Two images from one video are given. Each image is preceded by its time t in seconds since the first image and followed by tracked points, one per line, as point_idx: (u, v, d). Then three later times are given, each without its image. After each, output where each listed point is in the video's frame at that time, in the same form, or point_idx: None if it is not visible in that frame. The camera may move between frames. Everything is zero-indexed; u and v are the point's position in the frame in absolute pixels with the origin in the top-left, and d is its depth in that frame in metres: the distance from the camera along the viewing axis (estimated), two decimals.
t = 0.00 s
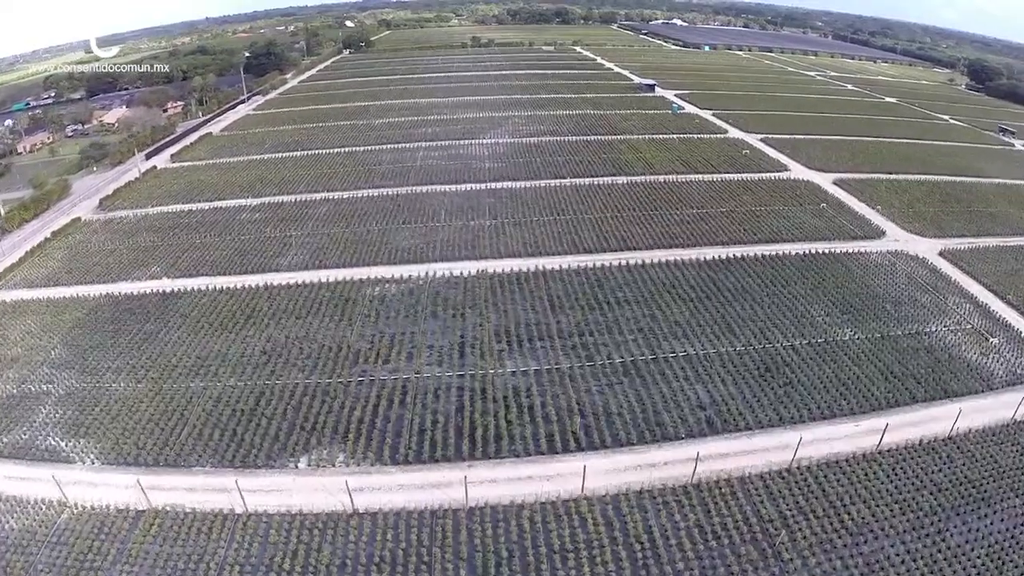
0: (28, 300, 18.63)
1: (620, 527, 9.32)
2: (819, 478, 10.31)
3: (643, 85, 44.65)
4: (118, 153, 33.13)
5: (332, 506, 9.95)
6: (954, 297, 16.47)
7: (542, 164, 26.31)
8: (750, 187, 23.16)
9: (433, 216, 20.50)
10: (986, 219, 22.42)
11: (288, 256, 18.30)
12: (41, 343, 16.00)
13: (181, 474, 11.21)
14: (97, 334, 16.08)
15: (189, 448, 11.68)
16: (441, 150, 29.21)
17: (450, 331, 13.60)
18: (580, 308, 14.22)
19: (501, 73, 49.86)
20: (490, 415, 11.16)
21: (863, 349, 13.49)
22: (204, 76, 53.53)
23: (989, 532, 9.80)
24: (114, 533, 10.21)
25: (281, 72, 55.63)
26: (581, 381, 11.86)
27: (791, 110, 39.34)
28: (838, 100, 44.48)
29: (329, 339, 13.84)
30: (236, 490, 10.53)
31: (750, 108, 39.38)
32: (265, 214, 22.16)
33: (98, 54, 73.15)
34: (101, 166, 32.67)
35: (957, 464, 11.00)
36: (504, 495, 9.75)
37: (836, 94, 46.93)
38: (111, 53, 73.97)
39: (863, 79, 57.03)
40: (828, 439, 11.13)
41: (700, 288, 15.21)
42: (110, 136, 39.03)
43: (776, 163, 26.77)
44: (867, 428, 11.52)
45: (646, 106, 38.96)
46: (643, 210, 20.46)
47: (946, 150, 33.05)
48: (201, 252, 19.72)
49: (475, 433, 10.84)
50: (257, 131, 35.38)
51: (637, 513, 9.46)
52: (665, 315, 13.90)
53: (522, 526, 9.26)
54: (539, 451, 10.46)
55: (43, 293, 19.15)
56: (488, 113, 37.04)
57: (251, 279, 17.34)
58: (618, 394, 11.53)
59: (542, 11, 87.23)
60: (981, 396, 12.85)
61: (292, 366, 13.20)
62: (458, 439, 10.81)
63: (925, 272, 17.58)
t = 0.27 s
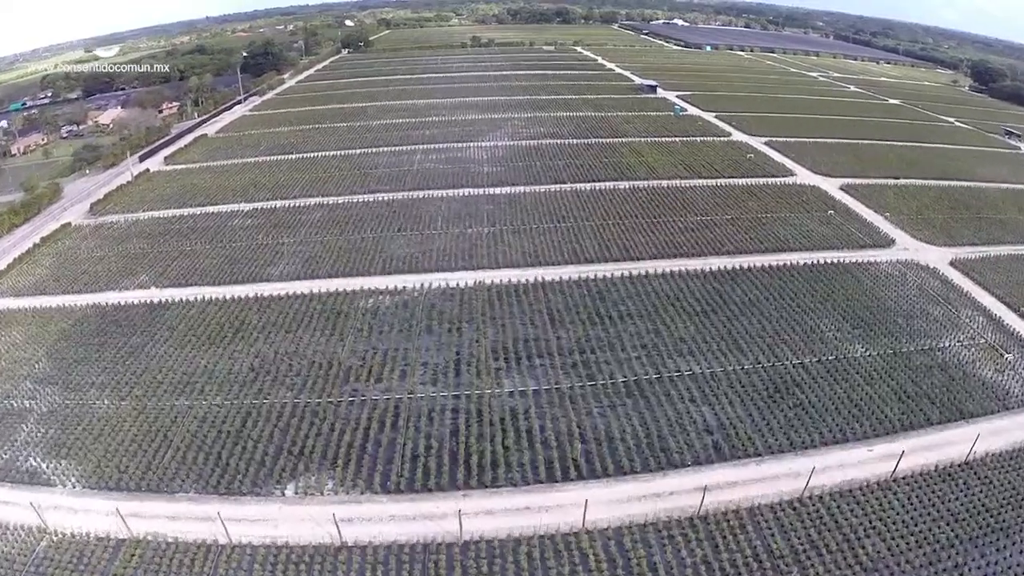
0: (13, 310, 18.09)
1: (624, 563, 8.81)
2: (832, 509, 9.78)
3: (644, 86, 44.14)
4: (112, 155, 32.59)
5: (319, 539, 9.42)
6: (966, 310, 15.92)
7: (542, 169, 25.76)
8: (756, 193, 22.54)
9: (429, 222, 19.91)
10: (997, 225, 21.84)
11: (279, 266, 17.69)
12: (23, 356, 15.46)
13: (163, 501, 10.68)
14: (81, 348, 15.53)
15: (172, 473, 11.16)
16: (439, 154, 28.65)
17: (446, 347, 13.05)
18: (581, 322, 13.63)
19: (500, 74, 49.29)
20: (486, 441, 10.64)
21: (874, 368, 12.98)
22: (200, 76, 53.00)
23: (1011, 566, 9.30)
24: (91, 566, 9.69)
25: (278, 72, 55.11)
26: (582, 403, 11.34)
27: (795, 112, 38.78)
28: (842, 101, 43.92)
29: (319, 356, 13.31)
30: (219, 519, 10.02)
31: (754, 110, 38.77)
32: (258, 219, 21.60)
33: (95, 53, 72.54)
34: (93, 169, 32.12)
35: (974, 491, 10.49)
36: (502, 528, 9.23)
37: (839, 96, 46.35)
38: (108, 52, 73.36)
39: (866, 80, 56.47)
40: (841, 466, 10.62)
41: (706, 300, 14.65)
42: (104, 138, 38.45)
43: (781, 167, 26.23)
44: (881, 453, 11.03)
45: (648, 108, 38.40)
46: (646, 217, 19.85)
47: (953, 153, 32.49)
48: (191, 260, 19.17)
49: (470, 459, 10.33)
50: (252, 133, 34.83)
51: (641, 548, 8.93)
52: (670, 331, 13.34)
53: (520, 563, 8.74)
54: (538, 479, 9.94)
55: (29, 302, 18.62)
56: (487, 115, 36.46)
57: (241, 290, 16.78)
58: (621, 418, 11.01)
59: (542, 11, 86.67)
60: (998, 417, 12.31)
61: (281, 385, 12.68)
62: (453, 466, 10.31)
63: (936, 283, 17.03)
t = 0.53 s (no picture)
0: None
1: None
2: (845, 542, 9.28)
3: (643, 88, 43.78)
4: (103, 159, 32.02)
5: None
6: (978, 322, 15.41)
7: (540, 174, 25.24)
8: (759, 200, 22.02)
9: (424, 230, 19.35)
10: (1006, 231, 21.34)
11: (268, 278, 17.14)
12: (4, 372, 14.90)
13: (142, 531, 10.16)
14: (64, 363, 14.98)
15: (152, 501, 10.64)
16: (436, 158, 28.12)
17: (439, 366, 12.52)
18: (582, 339, 13.10)
19: (499, 76, 48.79)
20: (480, 469, 10.14)
21: (885, 388, 12.49)
22: (196, 78, 52.46)
23: None
24: None
25: (274, 74, 54.57)
26: (582, 427, 10.84)
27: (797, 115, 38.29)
28: (843, 104, 43.45)
29: (307, 375, 12.80)
30: (199, 553, 9.50)
31: (756, 113, 38.24)
32: (250, 227, 21.08)
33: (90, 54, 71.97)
34: (85, 173, 31.56)
35: (992, 520, 10.00)
36: (496, 564, 8.72)
37: (841, 98, 45.90)
38: (105, 53, 72.80)
39: (867, 82, 56.01)
40: (853, 494, 10.12)
41: (711, 314, 14.13)
42: (97, 141, 37.89)
43: (784, 172, 25.72)
44: (896, 479, 10.55)
45: (648, 111, 37.90)
46: (647, 225, 19.31)
47: (957, 157, 32.02)
48: (180, 270, 18.63)
49: (464, 490, 9.83)
50: (246, 136, 34.31)
51: None
52: (674, 348, 12.83)
53: None
54: (535, 511, 9.44)
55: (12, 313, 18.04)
56: (485, 118, 35.96)
57: (229, 304, 16.25)
58: (623, 444, 10.51)
59: (541, 12, 86.31)
60: (1015, 439, 11.80)
61: (268, 407, 12.18)
62: (446, 497, 9.81)
63: (947, 295, 16.53)
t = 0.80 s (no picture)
0: None
1: None
2: None
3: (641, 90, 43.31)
4: (93, 164, 31.42)
5: None
6: (990, 336, 14.92)
7: (537, 180, 24.72)
8: (762, 207, 21.50)
9: (417, 238, 18.80)
10: (1015, 238, 20.87)
11: (256, 290, 16.56)
12: None
13: (119, 565, 9.63)
14: (42, 380, 14.39)
15: (130, 531, 10.10)
16: (430, 164, 27.57)
17: (431, 386, 11.99)
18: (581, 357, 12.57)
19: (495, 77, 48.30)
20: (474, 501, 9.62)
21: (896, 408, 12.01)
22: (189, 81, 51.87)
23: None
24: None
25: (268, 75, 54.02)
26: (581, 454, 10.35)
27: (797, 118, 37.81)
28: (844, 106, 43.03)
29: (294, 397, 12.29)
30: None
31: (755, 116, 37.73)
32: (239, 236, 20.53)
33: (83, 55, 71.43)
34: (73, 178, 30.96)
35: (1012, 553, 9.52)
36: None
37: (841, 100, 45.46)
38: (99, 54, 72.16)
39: (866, 83, 55.65)
40: (867, 525, 9.62)
41: (714, 329, 13.63)
42: (87, 145, 37.31)
43: (786, 178, 25.23)
44: (910, 507, 10.07)
45: (646, 113, 37.41)
46: (647, 233, 18.79)
47: (961, 160, 31.58)
48: (166, 282, 18.07)
49: (457, 523, 9.32)
50: (239, 140, 33.75)
51: None
52: (677, 367, 12.33)
53: None
54: (531, 547, 8.93)
55: None
56: (481, 121, 35.46)
57: (216, 318, 15.70)
58: (625, 473, 10.01)
59: (538, 13, 85.89)
60: None
61: (252, 431, 11.68)
62: (437, 530, 9.29)
63: (956, 307, 16.06)
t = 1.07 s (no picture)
0: None
1: None
2: None
3: (638, 92, 42.84)
4: (81, 169, 30.79)
5: None
6: (1002, 350, 14.43)
7: (533, 185, 24.19)
8: (764, 213, 21.00)
9: (410, 247, 18.25)
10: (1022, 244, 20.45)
11: (242, 303, 16.00)
12: None
13: None
14: (19, 398, 13.77)
15: (107, 566, 9.56)
16: (424, 169, 27.02)
17: (424, 409, 11.46)
18: (580, 375, 12.05)
19: (491, 79, 47.79)
20: (468, 534, 9.11)
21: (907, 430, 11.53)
22: (181, 83, 51.23)
23: None
24: None
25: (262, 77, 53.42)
26: (580, 483, 9.85)
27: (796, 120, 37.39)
28: (843, 107, 42.63)
29: (281, 419, 11.76)
30: None
31: (755, 118, 37.24)
32: (227, 244, 19.98)
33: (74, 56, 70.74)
34: (61, 184, 30.31)
35: None
36: None
37: (841, 101, 45.06)
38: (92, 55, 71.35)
39: (865, 84, 55.35)
40: (881, 557, 9.14)
41: (718, 344, 13.15)
42: (77, 149, 36.66)
43: (788, 182, 24.77)
44: (925, 537, 9.58)
45: (644, 116, 36.92)
46: (646, 241, 18.27)
47: (963, 163, 31.19)
48: (151, 294, 17.49)
49: (450, 559, 8.81)
50: (230, 144, 33.18)
51: None
52: (680, 386, 11.84)
53: None
54: None
55: None
56: (477, 124, 34.92)
57: (202, 333, 15.15)
58: (626, 504, 9.51)
59: (534, 14, 85.45)
60: None
61: (237, 456, 11.15)
62: (430, 567, 8.78)
63: (966, 318, 15.57)
